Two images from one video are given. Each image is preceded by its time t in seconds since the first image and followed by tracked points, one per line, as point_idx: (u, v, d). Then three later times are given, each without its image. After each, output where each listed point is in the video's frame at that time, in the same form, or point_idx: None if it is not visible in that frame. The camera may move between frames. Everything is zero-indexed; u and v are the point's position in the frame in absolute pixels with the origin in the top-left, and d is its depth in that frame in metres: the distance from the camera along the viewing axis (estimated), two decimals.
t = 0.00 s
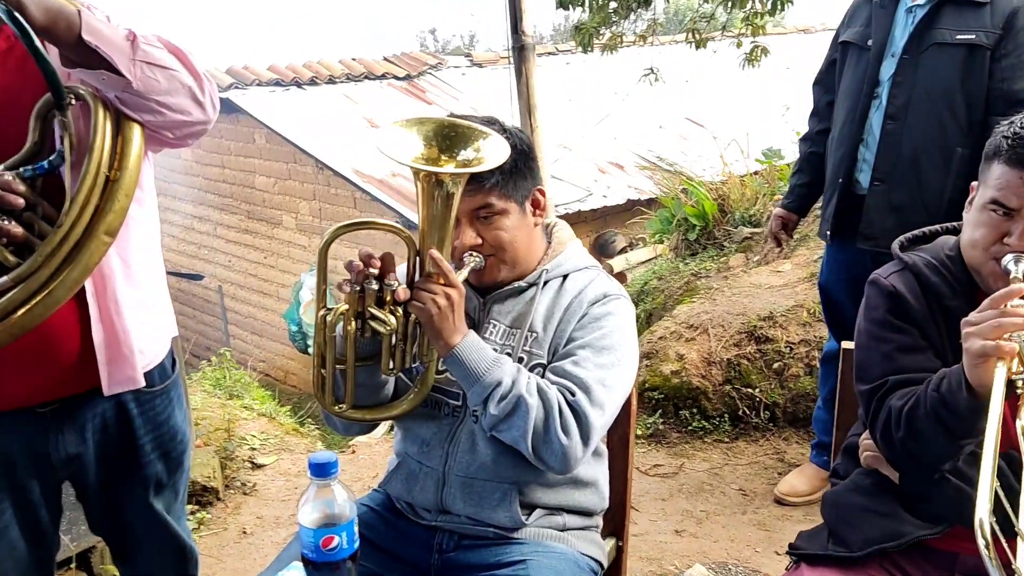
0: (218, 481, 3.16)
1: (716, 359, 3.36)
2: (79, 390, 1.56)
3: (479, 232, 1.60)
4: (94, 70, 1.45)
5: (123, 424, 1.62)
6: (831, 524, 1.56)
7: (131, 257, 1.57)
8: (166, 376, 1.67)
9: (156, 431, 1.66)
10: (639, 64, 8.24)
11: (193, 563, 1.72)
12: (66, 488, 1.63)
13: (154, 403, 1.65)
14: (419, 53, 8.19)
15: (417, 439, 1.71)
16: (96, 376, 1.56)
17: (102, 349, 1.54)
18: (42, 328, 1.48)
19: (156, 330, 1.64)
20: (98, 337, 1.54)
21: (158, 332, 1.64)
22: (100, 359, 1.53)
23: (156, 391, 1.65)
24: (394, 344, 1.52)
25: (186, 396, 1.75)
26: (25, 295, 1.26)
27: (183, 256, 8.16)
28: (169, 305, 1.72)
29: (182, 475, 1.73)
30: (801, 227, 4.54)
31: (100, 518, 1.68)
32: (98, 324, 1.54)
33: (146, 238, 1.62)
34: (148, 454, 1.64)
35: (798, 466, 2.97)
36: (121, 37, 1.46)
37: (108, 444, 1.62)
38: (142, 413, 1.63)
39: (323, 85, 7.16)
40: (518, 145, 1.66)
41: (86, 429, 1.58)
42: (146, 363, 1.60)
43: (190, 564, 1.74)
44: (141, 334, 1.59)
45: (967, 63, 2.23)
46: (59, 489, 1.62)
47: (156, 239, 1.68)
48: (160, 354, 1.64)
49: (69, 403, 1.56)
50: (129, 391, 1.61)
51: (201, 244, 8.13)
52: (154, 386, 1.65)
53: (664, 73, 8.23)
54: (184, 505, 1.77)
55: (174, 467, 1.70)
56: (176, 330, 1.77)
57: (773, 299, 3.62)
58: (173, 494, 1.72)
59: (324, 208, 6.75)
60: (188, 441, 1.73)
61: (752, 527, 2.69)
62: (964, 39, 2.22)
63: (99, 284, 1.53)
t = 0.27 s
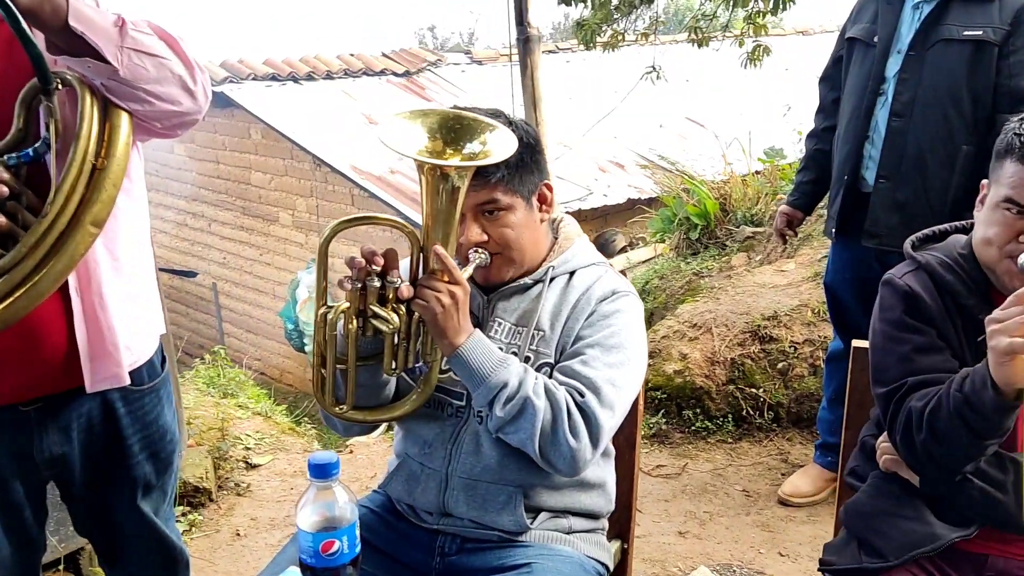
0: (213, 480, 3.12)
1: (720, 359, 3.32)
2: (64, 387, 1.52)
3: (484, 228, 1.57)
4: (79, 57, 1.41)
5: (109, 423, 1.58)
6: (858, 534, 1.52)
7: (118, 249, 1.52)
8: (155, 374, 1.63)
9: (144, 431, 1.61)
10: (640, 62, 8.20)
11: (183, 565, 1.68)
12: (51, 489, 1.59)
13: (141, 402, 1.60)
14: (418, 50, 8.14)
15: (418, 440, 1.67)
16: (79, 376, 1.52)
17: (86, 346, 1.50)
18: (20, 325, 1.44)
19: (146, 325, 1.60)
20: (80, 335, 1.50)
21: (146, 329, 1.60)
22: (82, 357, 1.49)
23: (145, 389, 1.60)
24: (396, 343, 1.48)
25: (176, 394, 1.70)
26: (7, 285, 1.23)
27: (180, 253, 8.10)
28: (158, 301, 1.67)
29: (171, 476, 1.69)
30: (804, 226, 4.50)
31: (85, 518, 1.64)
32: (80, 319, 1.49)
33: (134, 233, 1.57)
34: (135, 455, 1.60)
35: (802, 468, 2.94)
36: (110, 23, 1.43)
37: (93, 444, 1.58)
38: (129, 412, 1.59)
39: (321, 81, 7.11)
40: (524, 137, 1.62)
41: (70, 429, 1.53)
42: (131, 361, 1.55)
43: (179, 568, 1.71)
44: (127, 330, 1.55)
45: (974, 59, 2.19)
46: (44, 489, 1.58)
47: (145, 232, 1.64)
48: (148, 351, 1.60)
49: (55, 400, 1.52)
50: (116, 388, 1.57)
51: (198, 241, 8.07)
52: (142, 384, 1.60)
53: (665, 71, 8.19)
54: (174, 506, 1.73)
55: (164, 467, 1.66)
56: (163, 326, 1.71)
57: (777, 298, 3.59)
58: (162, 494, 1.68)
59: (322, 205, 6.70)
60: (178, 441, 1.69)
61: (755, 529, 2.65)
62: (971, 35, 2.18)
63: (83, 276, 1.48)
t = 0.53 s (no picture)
0: (209, 475, 3.11)
1: (718, 357, 3.32)
2: (58, 376, 1.51)
3: (483, 219, 1.56)
4: (78, 46, 1.40)
5: (106, 416, 1.57)
6: (848, 535, 1.52)
7: (114, 235, 1.52)
8: (150, 367, 1.62)
9: (140, 424, 1.61)
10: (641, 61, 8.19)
11: (177, 559, 1.68)
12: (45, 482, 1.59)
13: (137, 395, 1.59)
14: (418, 47, 8.12)
15: (414, 433, 1.66)
16: (73, 365, 1.51)
17: (81, 337, 1.48)
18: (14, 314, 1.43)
19: (142, 316, 1.59)
20: (76, 326, 1.48)
21: (142, 321, 1.59)
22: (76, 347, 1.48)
23: (139, 381, 1.59)
24: (393, 334, 1.47)
25: (171, 387, 1.70)
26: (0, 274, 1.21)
27: (178, 248, 8.09)
28: (154, 294, 1.66)
29: (166, 469, 1.69)
30: (804, 225, 4.50)
31: (81, 512, 1.63)
32: (77, 310, 1.48)
33: (131, 225, 1.57)
34: (131, 447, 1.59)
35: (800, 467, 2.93)
36: (110, 11, 1.41)
37: (89, 436, 1.57)
38: (124, 404, 1.58)
39: (321, 78, 7.10)
40: (525, 128, 1.61)
41: (66, 421, 1.53)
42: (127, 353, 1.54)
43: (174, 562, 1.71)
44: (123, 321, 1.53)
45: (975, 57, 2.19)
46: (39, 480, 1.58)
47: (142, 223, 1.63)
48: (143, 343, 1.59)
49: (49, 390, 1.51)
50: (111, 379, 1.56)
51: (196, 237, 8.05)
52: (137, 376, 1.59)
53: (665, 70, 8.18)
54: (168, 500, 1.73)
55: (158, 460, 1.65)
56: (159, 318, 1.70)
57: (776, 297, 3.58)
58: (157, 488, 1.68)
59: (321, 202, 6.69)
60: (172, 434, 1.68)
61: (752, 528, 2.64)
62: (972, 33, 2.17)
63: (80, 266, 1.48)
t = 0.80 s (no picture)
0: (201, 469, 3.11)
1: (709, 354, 3.32)
2: (52, 366, 1.51)
3: (469, 216, 1.57)
4: (71, 39, 1.41)
5: (100, 406, 1.58)
6: (813, 526, 1.54)
7: (106, 227, 1.52)
8: (144, 357, 1.63)
9: (134, 414, 1.62)
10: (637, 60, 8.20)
11: (171, 548, 1.69)
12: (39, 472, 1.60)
13: (131, 385, 1.60)
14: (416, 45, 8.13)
15: (401, 426, 1.67)
16: (67, 358, 1.51)
17: (77, 330, 1.50)
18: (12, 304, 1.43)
19: (136, 307, 1.60)
20: (71, 323, 1.49)
21: (136, 312, 1.60)
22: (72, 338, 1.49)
23: (134, 371, 1.60)
24: (379, 329, 1.47)
25: (166, 378, 1.71)
26: None
27: (175, 244, 8.09)
28: (149, 286, 1.67)
29: (160, 459, 1.69)
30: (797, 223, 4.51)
31: (75, 501, 1.64)
32: (71, 302, 1.49)
33: (126, 217, 1.58)
34: (124, 437, 1.60)
35: (789, 464, 2.95)
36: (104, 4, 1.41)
37: (83, 425, 1.58)
38: (118, 395, 1.59)
39: (319, 75, 7.10)
40: (510, 126, 1.63)
41: (60, 411, 1.53)
42: (119, 344, 1.55)
43: (166, 551, 1.71)
44: (117, 312, 1.55)
45: (967, 55, 2.20)
46: (33, 470, 1.59)
47: (136, 215, 1.64)
48: (137, 334, 1.60)
49: (42, 381, 1.52)
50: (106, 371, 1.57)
51: (192, 234, 8.05)
52: (131, 367, 1.60)
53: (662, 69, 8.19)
54: (163, 490, 1.73)
55: (153, 450, 1.66)
56: (156, 311, 1.73)
57: (767, 295, 3.59)
58: (152, 478, 1.68)
59: (318, 199, 6.69)
60: (167, 424, 1.69)
61: (741, 524, 2.65)
62: (964, 31, 2.18)
63: (75, 258, 1.48)
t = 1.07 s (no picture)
0: (198, 460, 3.13)
1: (704, 347, 3.35)
2: (51, 352, 1.52)
3: (462, 201, 1.60)
4: (68, 27, 1.42)
5: (98, 392, 1.59)
6: (798, 510, 1.57)
7: (106, 215, 1.53)
8: (142, 345, 1.64)
9: (131, 402, 1.63)
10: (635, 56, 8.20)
11: (167, 535, 1.70)
12: (37, 457, 1.61)
13: (128, 372, 1.62)
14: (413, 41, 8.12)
15: (395, 412, 1.68)
16: (66, 342, 1.53)
17: (76, 315, 1.50)
18: (9, 288, 1.44)
19: (135, 295, 1.62)
20: (70, 303, 1.50)
21: (135, 299, 1.62)
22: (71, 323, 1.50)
23: (132, 358, 1.62)
24: (373, 312, 1.49)
25: (164, 366, 1.72)
26: None
27: (173, 239, 8.11)
28: (148, 275, 1.69)
29: (158, 447, 1.71)
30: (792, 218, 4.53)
31: (73, 487, 1.65)
32: (70, 289, 1.50)
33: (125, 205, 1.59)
34: (122, 424, 1.62)
35: (782, 456, 2.97)
36: None
37: (81, 412, 1.59)
38: (116, 381, 1.60)
39: (316, 71, 7.11)
40: (504, 111, 1.65)
41: (58, 396, 1.54)
42: (119, 331, 1.57)
43: (163, 538, 1.73)
44: (116, 300, 1.56)
45: (960, 48, 2.21)
46: (32, 455, 1.60)
47: (136, 205, 1.65)
48: (135, 321, 1.62)
49: (39, 367, 1.53)
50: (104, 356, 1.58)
51: (189, 228, 8.07)
52: (129, 354, 1.61)
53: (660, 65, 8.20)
54: (160, 477, 1.75)
55: (150, 437, 1.67)
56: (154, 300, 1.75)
57: (761, 288, 3.61)
58: (149, 464, 1.70)
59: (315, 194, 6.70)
60: (165, 412, 1.70)
61: (733, 515, 2.67)
62: (957, 24, 2.20)
63: (73, 246, 1.49)
